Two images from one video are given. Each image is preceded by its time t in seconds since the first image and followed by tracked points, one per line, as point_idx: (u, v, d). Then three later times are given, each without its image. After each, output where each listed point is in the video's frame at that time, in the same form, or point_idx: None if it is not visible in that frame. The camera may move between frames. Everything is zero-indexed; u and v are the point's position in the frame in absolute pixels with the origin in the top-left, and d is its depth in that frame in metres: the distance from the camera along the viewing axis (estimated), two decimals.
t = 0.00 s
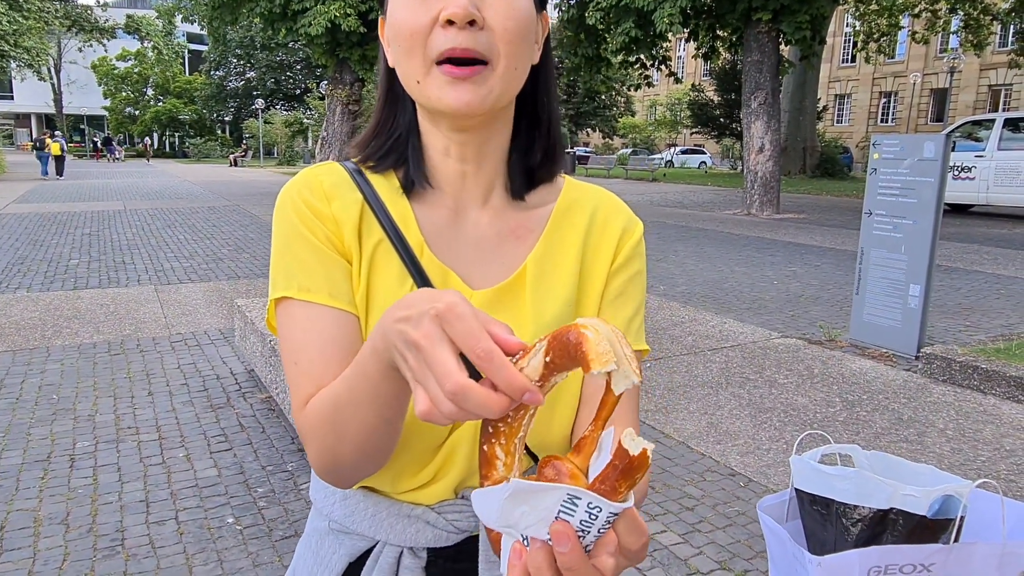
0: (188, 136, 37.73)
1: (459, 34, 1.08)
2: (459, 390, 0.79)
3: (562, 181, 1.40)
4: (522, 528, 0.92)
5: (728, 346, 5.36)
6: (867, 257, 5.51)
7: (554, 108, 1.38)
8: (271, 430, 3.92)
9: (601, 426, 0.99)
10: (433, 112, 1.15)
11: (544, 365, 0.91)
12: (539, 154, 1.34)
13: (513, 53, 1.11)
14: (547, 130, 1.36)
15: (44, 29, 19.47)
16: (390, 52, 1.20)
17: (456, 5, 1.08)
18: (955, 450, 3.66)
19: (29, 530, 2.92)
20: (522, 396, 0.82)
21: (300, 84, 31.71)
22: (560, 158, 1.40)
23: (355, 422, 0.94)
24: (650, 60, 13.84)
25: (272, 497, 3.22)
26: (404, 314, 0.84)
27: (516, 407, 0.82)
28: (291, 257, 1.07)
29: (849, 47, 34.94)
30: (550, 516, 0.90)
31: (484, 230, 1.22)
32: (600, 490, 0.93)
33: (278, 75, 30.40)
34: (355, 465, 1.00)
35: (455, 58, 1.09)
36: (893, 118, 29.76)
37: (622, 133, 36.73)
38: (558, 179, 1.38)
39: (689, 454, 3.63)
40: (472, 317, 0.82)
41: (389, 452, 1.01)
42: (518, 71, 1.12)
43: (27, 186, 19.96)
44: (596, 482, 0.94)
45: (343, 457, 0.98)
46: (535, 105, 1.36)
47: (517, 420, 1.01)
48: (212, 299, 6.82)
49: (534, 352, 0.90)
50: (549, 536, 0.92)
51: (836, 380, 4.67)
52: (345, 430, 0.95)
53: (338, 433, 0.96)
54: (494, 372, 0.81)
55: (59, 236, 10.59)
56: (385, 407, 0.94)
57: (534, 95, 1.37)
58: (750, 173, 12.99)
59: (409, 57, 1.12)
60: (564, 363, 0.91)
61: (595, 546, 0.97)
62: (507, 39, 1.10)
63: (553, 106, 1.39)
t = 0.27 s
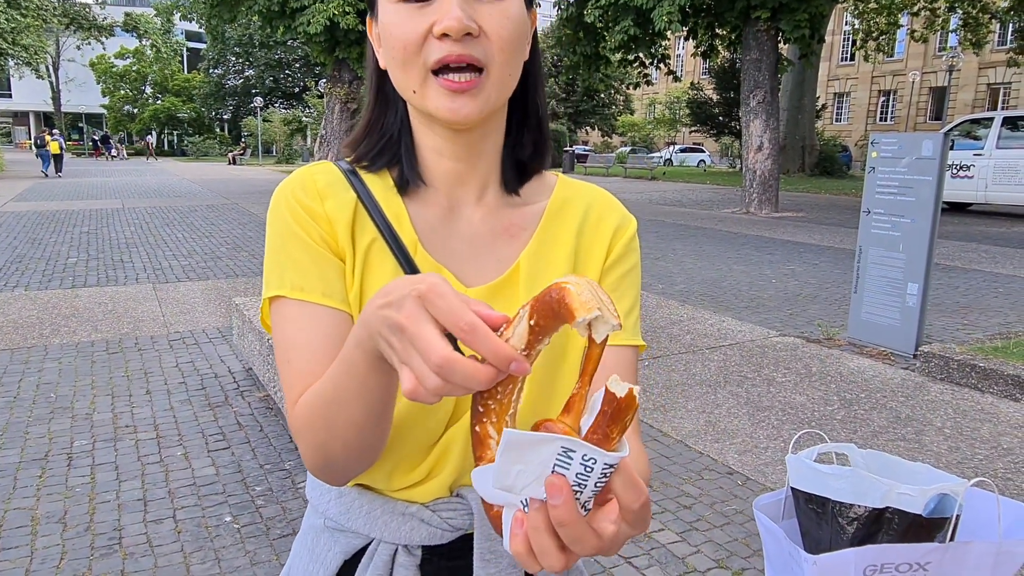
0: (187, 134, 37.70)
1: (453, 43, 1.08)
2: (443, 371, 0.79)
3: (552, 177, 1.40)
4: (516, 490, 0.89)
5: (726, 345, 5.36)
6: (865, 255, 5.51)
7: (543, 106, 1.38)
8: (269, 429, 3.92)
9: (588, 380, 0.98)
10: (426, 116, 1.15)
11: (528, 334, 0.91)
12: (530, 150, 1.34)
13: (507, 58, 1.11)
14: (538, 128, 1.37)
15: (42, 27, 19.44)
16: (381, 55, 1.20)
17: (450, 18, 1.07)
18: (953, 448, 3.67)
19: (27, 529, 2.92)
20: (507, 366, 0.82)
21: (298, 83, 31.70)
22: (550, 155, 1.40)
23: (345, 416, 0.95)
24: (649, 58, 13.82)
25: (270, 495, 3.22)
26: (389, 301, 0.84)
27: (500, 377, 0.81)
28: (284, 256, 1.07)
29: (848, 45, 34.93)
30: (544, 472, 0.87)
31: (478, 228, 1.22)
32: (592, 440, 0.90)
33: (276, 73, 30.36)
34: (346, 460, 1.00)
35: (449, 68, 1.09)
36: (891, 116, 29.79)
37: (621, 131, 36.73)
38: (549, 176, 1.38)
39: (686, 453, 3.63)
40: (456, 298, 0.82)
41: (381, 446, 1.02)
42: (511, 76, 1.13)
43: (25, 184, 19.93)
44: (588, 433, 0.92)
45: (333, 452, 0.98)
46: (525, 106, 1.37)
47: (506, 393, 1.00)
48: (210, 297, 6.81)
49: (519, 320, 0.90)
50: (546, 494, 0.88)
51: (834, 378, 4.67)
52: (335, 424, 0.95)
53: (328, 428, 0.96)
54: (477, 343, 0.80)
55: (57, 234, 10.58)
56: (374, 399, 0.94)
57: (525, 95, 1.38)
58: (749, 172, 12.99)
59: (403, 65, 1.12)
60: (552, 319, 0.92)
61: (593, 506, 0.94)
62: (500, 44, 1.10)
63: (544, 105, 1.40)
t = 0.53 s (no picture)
0: (186, 133, 37.66)
1: (442, 52, 1.08)
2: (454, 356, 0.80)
3: (543, 175, 1.40)
4: (515, 446, 0.92)
5: (725, 344, 5.36)
6: (864, 254, 5.51)
7: (533, 105, 1.38)
8: (267, 428, 3.92)
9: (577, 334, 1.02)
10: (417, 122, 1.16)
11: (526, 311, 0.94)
12: (520, 149, 1.35)
13: (496, 64, 1.12)
14: (527, 127, 1.37)
15: (41, 25, 19.40)
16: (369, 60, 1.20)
17: (438, 26, 1.08)
18: (951, 447, 3.68)
19: (25, 528, 2.92)
20: (515, 341, 0.82)
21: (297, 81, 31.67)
22: (540, 152, 1.41)
23: (341, 418, 0.96)
24: (648, 57, 13.82)
25: (269, 495, 3.22)
26: (389, 299, 0.85)
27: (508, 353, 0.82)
28: (277, 262, 1.07)
29: (846, 44, 34.95)
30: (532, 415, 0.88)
31: (470, 228, 1.22)
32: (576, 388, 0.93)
33: (275, 72, 30.31)
34: (342, 461, 1.01)
35: (439, 75, 1.10)
36: (890, 115, 29.82)
37: (620, 130, 36.73)
38: (539, 174, 1.38)
39: (685, 452, 3.64)
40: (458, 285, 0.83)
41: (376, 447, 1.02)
42: (501, 81, 1.13)
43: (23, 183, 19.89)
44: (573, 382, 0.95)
45: (329, 455, 0.99)
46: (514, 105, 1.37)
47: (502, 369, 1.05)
48: (209, 296, 6.81)
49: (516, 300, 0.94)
50: (535, 441, 0.90)
51: (832, 377, 4.68)
52: (332, 427, 0.96)
53: (324, 429, 0.97)
54: (483, 323, 0.81)
55: (55, 233, 10.57)
56: (368, 399, 0.95)
57: (514, 94, 1.37)
58: (747, 171, 12.98)
59: (393, 73, 1.12)
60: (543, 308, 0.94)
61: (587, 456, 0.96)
62: (489, 51, 1.11)
63: (534, 103, 1.40)
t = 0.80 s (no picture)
0: (184, 133, 37.61)
1: (426, 57, 1.09)
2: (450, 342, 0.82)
3: (535, 174, 1.40)
4: (515, 442, 0.93)
5: (724, 343, 5.37)
6: (862, 254, 5.51)
7: (523, 104, 1.38)
8: (266, 428, 3.92)
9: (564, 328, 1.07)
10: (405, 126, 1.17)
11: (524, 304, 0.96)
12: (509, 148, 1.35)
13: (481, 67, 1.12)
14: (517, 127, 1.37)
15: (39, 24, 19.37)
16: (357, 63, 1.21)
17: (421, 30, 1.08)
18: (948, 446, 3.69)
19: (24, 528, 2.91)
20: (504, 316, 0.84)
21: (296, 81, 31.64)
22: (531, 152, 1.40)
23: (336, 418, 0.96)
24: (647, 56, 13.83)
25: (267, 494, 3.22)
26: (374, 293, 0.85)
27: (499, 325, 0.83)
28: (269, 266, 1.08)
29: (845, 44, 34.98)
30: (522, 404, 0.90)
31: (462, 228, 1.22)
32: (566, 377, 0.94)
33: (274, 71, 30.29)
34: (338, 461, 1.02)
35: (423, 79, 1.10)
36: (889, 115, 29.86)
37: (619, 129, 36.73)
38: (530, 173, 1.38)
39: (683, 451, 3.65)
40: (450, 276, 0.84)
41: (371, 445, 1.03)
42: (486, 83, 1.14)
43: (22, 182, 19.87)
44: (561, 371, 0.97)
45: (324, 455, 1.00)
46: (503, 102, 1.36)
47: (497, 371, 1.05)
48: (207, 296, 6.81)
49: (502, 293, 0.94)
50: (530, 433, 0.91)
51: (831, 376, 4.69)
52: (327, 427, 0.97)
53: (319, 429, 0.97)
54: (472, 302, 0.82)
55: (53, 232, 10.56)
56: (362, 400, 0.96)
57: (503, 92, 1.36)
58: (746, 170, 12.99)
59: (378, 78, 1.13)
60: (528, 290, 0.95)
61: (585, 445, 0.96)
62: (474, 54, 1.11)
63: (523, 101, 1.39)
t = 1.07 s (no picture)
0: (183, 133, 37.60)
1: (416, 65, 1.09)
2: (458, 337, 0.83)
3: (525, 173, 1.40)
4: (523, 427, 0.93)
5: (722, 343, 5.37)
6: (860, 254, 5.52)
7: (511, 105, 1.38)
8: (265, 428, 3.92)
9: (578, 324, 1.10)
10: (398, 131, 1.17)
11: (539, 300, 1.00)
12: (500, 149, 1.35)
13: (470, 72, 1.12)
14: (507, 126, 1.37)
15: (37, 25, 19.36)
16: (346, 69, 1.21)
17: (411, 38, 1.08)
18: (947, 446, 3.69)
19: (23, 528, 2.92)
20: (510, 302, 0.85)
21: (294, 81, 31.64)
22: (521, 151, 1.41)
23: (339, 422, 0.97)
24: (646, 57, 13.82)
25: (267, 495, 3.23)
26: (383, 295, 0.87)
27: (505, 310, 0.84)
28: (267, 272, 1.08)
29: (843, 44, 35.01)
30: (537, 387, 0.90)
31: (457, 231, 1.22)
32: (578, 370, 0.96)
33: (272, 72, 30.29)
34: (341, 465, 1.02)
35: (414, 87, 1.11)
36: (887, 115, 29.88)
37: (618, 129, 36.75)
38: (521, 172, 1.39)
39: (682, 451, 3.65)
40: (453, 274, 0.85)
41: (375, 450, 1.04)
42: (477, 87, 1.14)
43: (20, 183, 19.86)
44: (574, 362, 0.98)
45: (326, 459, 1.01)
46: (494, 102, 1.35)
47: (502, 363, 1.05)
48: (206, 297, 6.81)
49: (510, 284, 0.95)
50: (540, 420, 0.91)
51: (829, 376, 4.70)
52: (330, 432, 0.98)
53: (322, 435, 0.98)
54: (478, 297, 0.83)
55: (53, 233, 10.55)
56: (364, 403, 0.96)
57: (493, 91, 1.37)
58: (745, 171, 12.99)
59: (368, 86, 1.14)
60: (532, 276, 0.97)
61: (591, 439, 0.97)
62: (464, 59, 1.11)
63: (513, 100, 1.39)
